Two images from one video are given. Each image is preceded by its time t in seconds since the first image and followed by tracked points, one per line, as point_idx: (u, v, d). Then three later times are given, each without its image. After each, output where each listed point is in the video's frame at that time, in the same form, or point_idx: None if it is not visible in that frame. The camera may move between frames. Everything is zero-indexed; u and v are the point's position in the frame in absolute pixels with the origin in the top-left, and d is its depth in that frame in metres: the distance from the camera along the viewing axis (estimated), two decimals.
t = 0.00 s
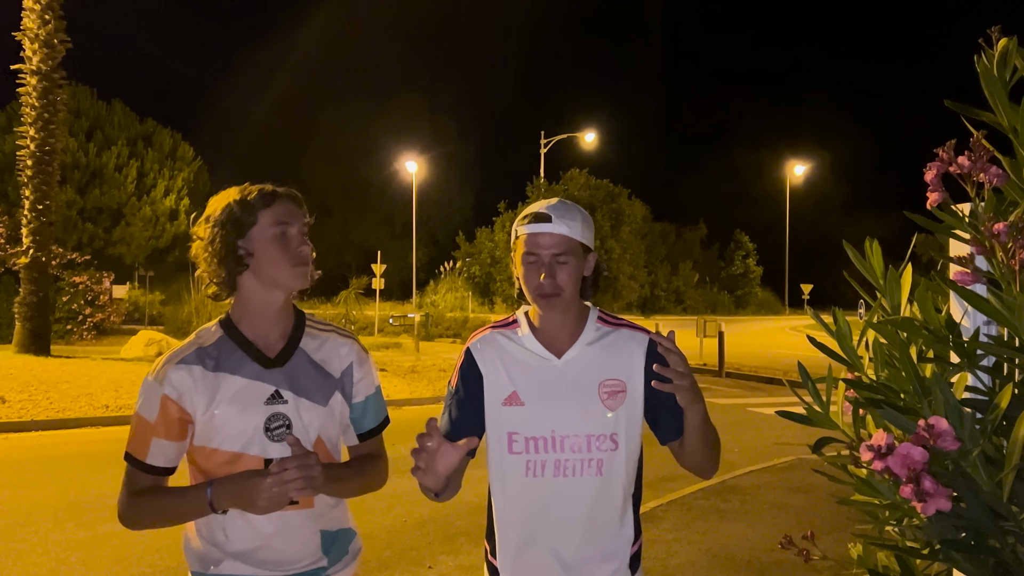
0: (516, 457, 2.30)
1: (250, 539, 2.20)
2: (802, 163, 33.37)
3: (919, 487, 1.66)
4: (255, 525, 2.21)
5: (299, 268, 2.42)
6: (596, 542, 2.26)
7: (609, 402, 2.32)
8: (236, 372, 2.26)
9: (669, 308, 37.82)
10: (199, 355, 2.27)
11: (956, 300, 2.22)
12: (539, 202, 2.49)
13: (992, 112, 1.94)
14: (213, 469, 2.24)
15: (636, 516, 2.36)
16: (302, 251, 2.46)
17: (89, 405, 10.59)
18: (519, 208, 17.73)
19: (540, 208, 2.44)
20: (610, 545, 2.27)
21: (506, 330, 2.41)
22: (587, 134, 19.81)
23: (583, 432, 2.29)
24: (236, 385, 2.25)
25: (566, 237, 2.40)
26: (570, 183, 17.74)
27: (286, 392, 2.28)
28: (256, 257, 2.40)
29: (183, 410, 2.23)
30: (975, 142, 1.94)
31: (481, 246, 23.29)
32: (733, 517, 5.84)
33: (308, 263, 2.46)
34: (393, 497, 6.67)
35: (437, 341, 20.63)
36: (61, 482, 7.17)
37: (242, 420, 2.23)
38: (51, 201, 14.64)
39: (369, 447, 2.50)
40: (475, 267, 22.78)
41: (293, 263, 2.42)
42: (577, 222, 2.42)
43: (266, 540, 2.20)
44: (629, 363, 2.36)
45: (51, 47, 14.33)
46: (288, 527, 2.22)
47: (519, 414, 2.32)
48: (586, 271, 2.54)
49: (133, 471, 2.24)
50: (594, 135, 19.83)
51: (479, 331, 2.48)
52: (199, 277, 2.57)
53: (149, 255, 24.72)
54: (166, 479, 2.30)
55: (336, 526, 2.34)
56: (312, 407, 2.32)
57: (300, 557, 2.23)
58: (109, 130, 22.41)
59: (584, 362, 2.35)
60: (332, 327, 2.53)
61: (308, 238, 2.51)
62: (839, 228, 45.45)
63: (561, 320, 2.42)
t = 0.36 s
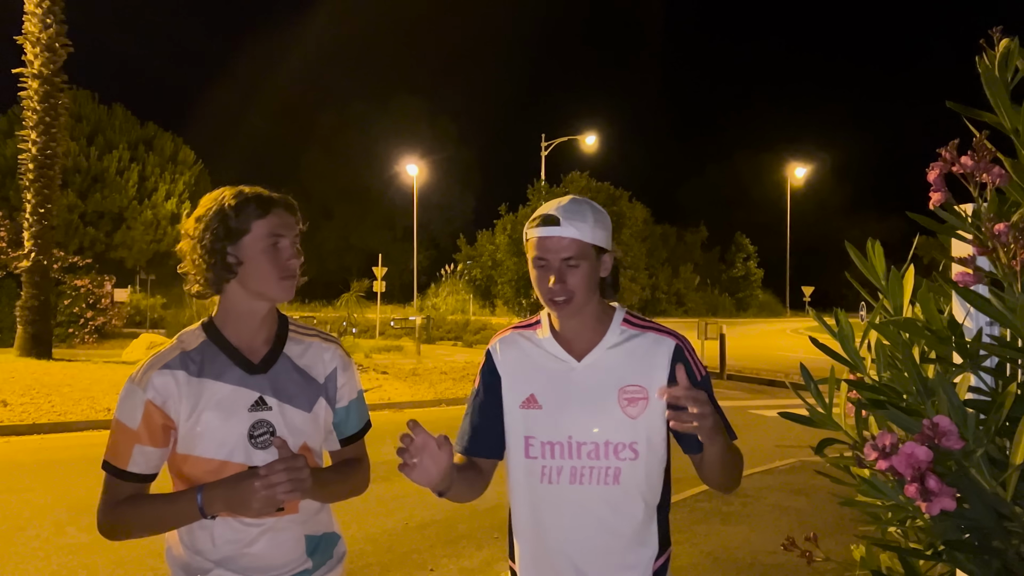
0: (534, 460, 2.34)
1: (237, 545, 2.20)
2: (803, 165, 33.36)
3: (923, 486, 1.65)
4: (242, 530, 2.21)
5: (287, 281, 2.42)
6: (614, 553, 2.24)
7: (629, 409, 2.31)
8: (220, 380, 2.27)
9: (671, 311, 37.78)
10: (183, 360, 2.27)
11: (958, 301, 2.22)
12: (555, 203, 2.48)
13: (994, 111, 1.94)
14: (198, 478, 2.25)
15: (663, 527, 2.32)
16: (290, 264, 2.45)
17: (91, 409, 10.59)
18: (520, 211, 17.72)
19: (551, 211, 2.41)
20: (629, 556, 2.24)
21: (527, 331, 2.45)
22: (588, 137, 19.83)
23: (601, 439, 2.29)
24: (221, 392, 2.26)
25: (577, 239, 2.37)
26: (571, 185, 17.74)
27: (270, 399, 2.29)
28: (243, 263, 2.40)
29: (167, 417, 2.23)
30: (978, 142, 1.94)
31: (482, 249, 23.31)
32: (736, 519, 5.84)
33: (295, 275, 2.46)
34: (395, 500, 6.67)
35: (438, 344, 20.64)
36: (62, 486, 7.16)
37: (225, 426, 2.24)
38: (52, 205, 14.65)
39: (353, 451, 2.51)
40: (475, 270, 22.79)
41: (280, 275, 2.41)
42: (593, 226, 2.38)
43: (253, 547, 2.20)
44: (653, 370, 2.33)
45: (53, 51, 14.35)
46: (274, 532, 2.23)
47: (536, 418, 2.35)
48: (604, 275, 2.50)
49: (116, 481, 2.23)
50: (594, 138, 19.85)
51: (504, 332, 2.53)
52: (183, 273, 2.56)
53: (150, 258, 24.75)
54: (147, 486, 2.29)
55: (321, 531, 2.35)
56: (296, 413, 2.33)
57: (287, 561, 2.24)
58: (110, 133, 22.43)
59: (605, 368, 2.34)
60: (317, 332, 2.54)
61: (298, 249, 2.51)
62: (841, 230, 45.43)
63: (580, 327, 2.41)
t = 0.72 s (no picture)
0: (571, 460, 2.33)
1: (231, 550, 2.21)
2: (806, 168, 33.30)
3: (925, 492, 1.65)
4: (237, 539, 2.21)
5: (246, 279, 2.43)
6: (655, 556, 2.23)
7: (670, 407, 2.30)
8: (213, 381, 2.28)
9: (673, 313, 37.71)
10: (176, 361, 2.29)
11: (961, 304, 2.21)
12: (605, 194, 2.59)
13: (996, 114, 1.94)
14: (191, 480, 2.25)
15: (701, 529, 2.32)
16: (256, 265, 2.46)
17: (94, 411, 10.60)
18: (523, 213, 17.72)
19: (602, 197, 2.56)
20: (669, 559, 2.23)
21: (568, 332, 2.47)
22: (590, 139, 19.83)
23: (641, 439, 2.29)
24: (214, 394, 2.27)
25: (623, 216, 2.48)
26: (574, 188, 17.73)
27: (263, 401, 2.29)
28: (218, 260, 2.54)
29: (160, 417, 2.24)
30: (980, 145, 1.94)
31: (485, 252, 23.31)
32: (740, 523, 5.83)
33: (265, 278, 2.46)
34: (398, 503, 6.66)
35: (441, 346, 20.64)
36: (65, 487, 7.18)
37: (217, 428, 2.25)
38: (56, 207, 14.68)
39: (351, 457, 2.49)
40: (478, 272, 22.79)
41: (242, 273, 2.45)
42: (630, 212, 2.49)
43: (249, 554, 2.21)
44: (695, 368, 2.32)
45: (57, 54, 14.39)
46: (269, 538, 2.23)
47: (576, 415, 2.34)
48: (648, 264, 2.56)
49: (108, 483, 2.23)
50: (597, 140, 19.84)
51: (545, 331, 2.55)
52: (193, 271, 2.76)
53: (154, 261, 24.78)
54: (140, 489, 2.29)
55: (320, 536, 2.35)
56: (291, 417, 2.32)
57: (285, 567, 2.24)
58: (114, 136, 22.47)
59: (647, 365, 2.34)
60: (315, 336, 2.54)
61: (278, 254, 2.53)
62: (844, 233, 45.33)
63: (629, 313, 2.45)
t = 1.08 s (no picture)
0: (584, 455, 2.30)
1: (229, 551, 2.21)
2: (807, 171, 33.28)
3: (922, 495, 1.65)
4: (237, 541, 2.21)
5: (256, 278, 2.45)
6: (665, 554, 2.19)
7: (686, 404, 2.26)
8: (219, 378, 2.30)
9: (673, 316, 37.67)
10: (185, 357, 2.33)
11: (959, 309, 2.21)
12: (623, 202, 2.61)
13: (995, 119, 1.94)
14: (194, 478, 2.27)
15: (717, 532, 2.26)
16: (268, 265, 2.48)
17: (93, 412, 10.60)
18: (523, 215, 17.70)
19: (618, 205, 2.55)
20: (679, 557, 2.18)
21: (592, 335, 2.46)
22: (591, 141, 19.81)
23: (655, 436, 2.24)
24: (221, 393, 2.29)
25: (639, 224, 2.48)
26: (574, 190, 17.72)
27: (268, 403, 2.29)
28: (234, 260, 2.57)
29: (165, 411, 2.28)
30: (978, 150, 1.94)
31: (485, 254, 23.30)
32: (739, 527, 5.81)
33: (277, 278, 2.47)
34: (396, 505, 6.66)
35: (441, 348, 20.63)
36: (63, 489, 7.17)
37: (221, 426, 2.26)
38: (56, 208, 14.69)
39: (361, 464, 2.43)
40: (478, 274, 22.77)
41: (253, 273, 2.46)
42: (647, 219, 2.49)
43: (247, 556, 2.21)
44: (713, 366, 2.29)
45: (58, 56, 14.40)
46: (268, 540, 2.23)
47: (591, 409, 2.32)
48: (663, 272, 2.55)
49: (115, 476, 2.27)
50: (598, 143, 19.83)
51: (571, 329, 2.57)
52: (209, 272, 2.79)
53: (154, 262, 24.79)
54: (147, 483, 2.32)
55: (325, 540, 2.33)
56: (295, 419, 2.31)
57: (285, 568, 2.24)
58: (114, 137, 22.47)
59: (665, 361, 2.31)
60: (327, 340, 2.52)
61: (291, 256, 2.55)
62: (845, 236, 45.29)
63: (645, 319, 2.43)
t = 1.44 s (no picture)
0: (587, 459, 2.30)
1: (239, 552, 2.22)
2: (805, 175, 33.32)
3: (918, 501, 1.65)
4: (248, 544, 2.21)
5: (278, 283, 2.44)
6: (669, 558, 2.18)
7: (688, 407, 2.25)
8: (236, 381, 2.31)
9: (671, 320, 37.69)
10: (202, 360, 2.34)
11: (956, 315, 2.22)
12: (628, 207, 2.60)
13: (992, 127, 1.94)
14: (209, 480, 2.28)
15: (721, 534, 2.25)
16: (286, 270, 2.48)
17: (90, 415, 10.57)
18: (521, 218, 17.69)
19: (621, 212, 2.54)
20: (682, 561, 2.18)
21: (596, 342, 2.48)
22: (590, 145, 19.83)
23: (658, 440, 2.24)
24: (237, 396, 2.30)
25: (643, 233, 2.47)
26: (572, 194, 17.72)
27: (283, 406, 2.29)
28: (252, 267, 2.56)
29: (182, 414, 2.29)
30: (975, 157, 1.95)
31: (484, 257, 23.30)
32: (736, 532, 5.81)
33: (296, 284, 2.46)
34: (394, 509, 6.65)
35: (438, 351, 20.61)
36: (59, 492, 7.15)
37: (238, 429, 2.27)
38: (54, 210, 14.69)
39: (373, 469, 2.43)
40: (476, 278, 22.76)
41: (273, 279, 2.46)
42: (654, 227, 2.48)
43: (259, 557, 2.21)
44: (715, 368, 2.27)
45: (56, 58, 14.39)
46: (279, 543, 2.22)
47: (593, 414, 2.32)
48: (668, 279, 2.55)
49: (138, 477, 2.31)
50: (596, 146, 19.85)
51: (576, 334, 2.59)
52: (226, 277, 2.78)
53: (151, 264, 24.75)
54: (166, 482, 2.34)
55: (338, 543, 2.32)
56: (309, 423, 2.31)
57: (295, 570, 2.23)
58: (112, 139, 22.44)
59: (667, 364, 2.30)
60: (342, 345, 2.52)
61: (310, 260, 2.54)
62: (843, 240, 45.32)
63: (650, 327, 2.42)
